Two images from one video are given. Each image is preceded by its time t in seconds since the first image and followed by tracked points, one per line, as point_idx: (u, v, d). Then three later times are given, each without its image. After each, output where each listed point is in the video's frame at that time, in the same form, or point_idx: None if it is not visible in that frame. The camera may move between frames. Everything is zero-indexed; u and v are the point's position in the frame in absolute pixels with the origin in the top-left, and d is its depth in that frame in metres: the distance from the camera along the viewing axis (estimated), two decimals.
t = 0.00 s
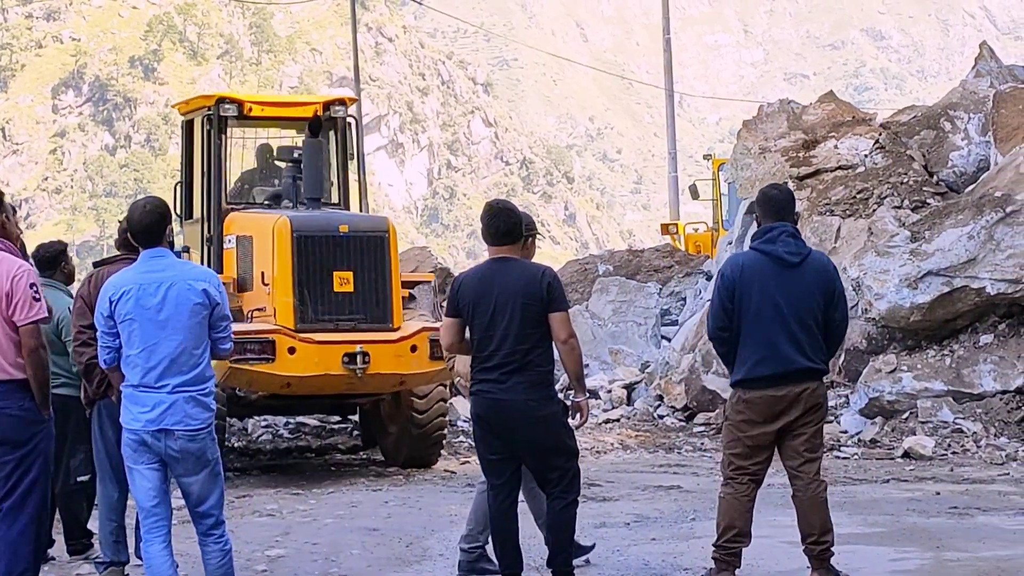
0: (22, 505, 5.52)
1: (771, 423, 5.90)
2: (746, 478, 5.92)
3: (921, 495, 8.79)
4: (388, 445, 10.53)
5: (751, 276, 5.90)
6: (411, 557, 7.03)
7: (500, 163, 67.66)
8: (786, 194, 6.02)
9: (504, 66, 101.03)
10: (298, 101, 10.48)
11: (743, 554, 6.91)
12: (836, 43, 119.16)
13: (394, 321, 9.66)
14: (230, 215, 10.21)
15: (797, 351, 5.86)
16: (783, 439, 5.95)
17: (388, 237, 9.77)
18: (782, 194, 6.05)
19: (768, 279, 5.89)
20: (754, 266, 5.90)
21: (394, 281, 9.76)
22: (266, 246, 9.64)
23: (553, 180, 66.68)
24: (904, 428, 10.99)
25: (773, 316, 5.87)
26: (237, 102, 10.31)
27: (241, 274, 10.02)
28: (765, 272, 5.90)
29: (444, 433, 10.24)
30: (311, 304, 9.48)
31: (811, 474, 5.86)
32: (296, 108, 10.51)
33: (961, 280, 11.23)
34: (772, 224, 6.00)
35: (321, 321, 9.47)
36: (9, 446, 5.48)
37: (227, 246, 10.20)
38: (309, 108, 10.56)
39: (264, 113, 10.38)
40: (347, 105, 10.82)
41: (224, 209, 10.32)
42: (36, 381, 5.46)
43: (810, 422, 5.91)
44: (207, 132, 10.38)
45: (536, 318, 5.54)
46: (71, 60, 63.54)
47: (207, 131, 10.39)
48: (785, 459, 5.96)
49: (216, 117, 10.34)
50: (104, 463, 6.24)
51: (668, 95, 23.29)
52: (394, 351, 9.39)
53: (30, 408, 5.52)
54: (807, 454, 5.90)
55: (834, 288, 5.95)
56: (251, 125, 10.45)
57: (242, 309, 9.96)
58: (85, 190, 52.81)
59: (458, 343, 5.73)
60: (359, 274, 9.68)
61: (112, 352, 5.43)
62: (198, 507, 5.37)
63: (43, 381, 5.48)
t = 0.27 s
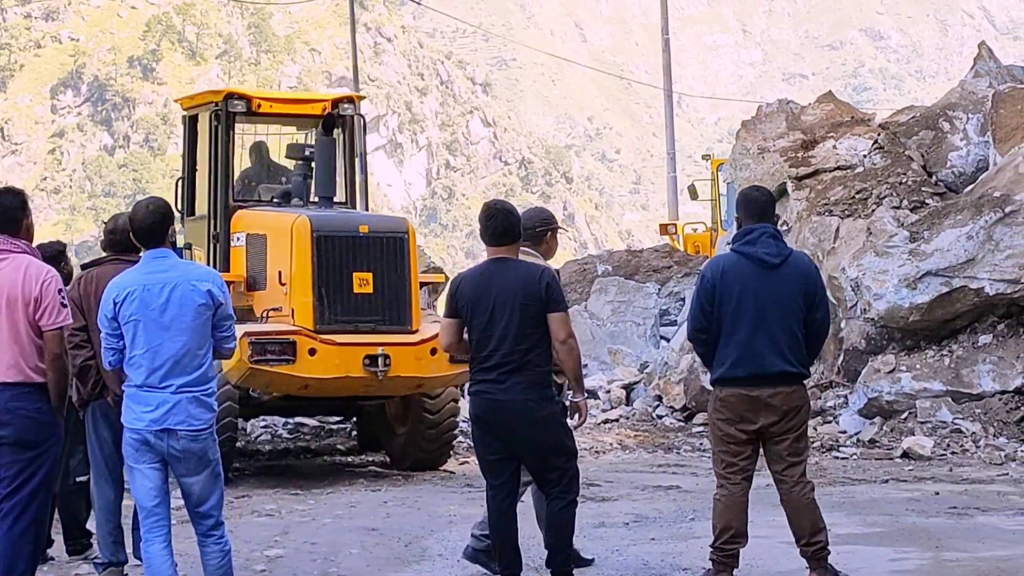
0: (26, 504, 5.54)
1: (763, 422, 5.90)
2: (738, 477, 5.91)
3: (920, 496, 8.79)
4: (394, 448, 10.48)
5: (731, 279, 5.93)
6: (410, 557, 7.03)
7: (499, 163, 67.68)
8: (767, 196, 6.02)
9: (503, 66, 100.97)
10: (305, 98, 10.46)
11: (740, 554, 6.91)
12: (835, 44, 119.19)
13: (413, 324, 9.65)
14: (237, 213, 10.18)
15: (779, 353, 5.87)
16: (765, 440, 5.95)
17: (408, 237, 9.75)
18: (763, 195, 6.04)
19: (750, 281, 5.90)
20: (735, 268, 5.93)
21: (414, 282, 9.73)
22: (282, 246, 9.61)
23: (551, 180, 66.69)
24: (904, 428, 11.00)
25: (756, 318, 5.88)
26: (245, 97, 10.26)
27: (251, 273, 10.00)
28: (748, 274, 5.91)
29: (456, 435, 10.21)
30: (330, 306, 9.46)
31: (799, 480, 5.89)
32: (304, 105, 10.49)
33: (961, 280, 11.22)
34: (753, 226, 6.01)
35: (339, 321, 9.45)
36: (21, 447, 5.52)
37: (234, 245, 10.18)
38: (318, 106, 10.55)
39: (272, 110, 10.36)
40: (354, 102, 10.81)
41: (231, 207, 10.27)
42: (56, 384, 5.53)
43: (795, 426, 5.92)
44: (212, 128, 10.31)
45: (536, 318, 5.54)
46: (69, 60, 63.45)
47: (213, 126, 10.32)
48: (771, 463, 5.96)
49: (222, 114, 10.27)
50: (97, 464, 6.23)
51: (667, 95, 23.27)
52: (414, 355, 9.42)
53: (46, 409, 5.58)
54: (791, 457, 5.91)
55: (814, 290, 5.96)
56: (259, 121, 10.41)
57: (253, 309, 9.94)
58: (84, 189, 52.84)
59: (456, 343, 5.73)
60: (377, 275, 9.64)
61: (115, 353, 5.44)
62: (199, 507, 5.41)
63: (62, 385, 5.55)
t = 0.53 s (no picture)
0: (28, 505, 5.52)
1: (758, 422, 5.89)
2: (733, 477, 5.91)
3: (920, 495, 8.79)
4: (403, 451, 10.49)
5: (720, 282, 5.94)
6: (410, 558, 7.03)
7: (499, 163, 67.76)
8: (756, 196, 6.00)
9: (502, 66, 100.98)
10: (310, 96, 10.40)
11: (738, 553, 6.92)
12: (835, 45, 119.26)
13: (430, 327, 9.64)
14: (243, 214, 10.18)
15: (768, 355, 5.87)
16: (758, 440, 5.94)
17: (424, 240, 9.70)
18: (752, 196, 6.02)
19: (738, 282, 5.91)
20: (722, 271, 5.94)
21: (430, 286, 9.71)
22: (294, 248, 9.58)
23: (551, 180, 66.73)
24: (903, 429, 11.01)
25: (745, 319, 5.89)
26: (248, 97, 10.22)
27: (259, 275, 10.01)
28: (739, 278, 5.92)
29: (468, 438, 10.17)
30: (346, 310, 9.41)
31: (794, 480, 5.89)
32: (308, 104, 10.44)
33: (959, 281, 11.21)
34: (742, 227, 6.01)
35: (356, 326, 9.41)
36: (26, 448, 5.52)
37: (240, 246, 10.18)
38: (323, 104, 10.52)
39: (276, 109, 10.32)
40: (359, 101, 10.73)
41: (235, 208, 10.25)
42: (61, 389, 5.53)
43: (791, 423, 5.91)
44: (216, 127, 10.27)
45: (533, 318, 5.54)
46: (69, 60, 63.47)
47: (217, 125, 10.29)
48: (764, 464, 5.97)
49: (227, 112, 10.22)
50: (92, 465, 6.22)
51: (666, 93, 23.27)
52: (434, 359, 9.40)
53: (51, 412, 5.58)
54: (785, 459, 5.91)
55: (802, 290, 5.94)
56: (264, 121, 10.36)
57: (263, 312, 9.97)
58: (83, 190, 52.96)
59: (454, 343, 5.76)
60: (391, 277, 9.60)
61: (116, 353, 5.45)
62: (200, 508, 5.43)
63: (66, 389, 5.54)
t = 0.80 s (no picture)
0: (33, 504, 5.53)
1: (763, 422, 5.90)
2: (737, 476, 5.91)
3: (922, 496, 8.78)
4: (408, 452, 10.43)
5: (723, 282, 5.94)
6: (411, 557, 7.04)
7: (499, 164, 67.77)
8: (756, 196, 6.01)
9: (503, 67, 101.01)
10: (314, 94, 10.35)
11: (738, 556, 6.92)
12: (835, 45, 119.18)
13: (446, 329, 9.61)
14: (249, 213, 10.12)
15: (771, 356, 5.87)
16: (763, 441, 5.94)
17: (439, 241, 9.73)
18: (752, 197, 6.02)
19: (741, 282, 5.92)
20: (725, 271, 5.95)
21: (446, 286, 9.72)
22: (309, 248, 9.56)
23: (552, 180, 66.75)
24: (904, 429, 11.00)
25: (745, 319, 5.90)
26: (254, 95, 10.17)
27: (268, 276, 9.94)
28: (740, 277, 5.93)
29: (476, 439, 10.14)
30: (361, 311, 9.44)
31: (797, 480, 5.89)
32: (312, 103, 10.38)
33: (960, 281, 11.21)
34: (744, 228, 6.01)
35: (372, 328, 9.42)
36: (32, 447, 5.53)
37: (246, 246, 10.14)
38: (327, 103, 10.45)
39: (282, 107, 10.27)
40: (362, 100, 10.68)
41: (241, 208, 10.20)
42: (61, 388, 5.53)
43: (793, 423, 5.91)
44: (220, 126, 10.21)
45: (532, 318, 5.54)
46: (70, 60, 63.51)
47: (221, 123, 10.22)
48: (769, 462, 5.96)
49: (231, 110, 10.17)
50: (94, 462, 6.24)
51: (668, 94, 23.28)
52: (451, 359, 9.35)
53: (54, 411, 5.58)
54: (788, 458, 5.91)
55: (806, 289, 5.94)
56: (269, 119, 10.30)
57: (272, 313, 9.91)
58: (84, 190, 53.01)
59: (454, 345, 5.74)
60: (409, 278, 9.61)
61: (117, 353, 5.46)
62: (200, 508, 5.44)
63: (66, 389, 5.55)
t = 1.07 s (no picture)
0: (39, 504, 5.54)
1: (774, 421, 5.90)
2: (744, 477, 5.91)
3: (924, 496, 8.79)
4: (420, 452, 10.40)
5: (732, 283, 5.94)
6: (414, 557, 7.05)
7: (502, 164, 67.83)
8: (765, 197, 6.01)
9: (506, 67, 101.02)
10: (326, 90, 10.18)
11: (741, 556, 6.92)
12: (838, 45, 119.17)
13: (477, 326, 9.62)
14: (262, 212, 10.01)
15: (780, 356, 5.88)
16: (770, 441, 5.95)
17: (468, 236, 9.70)
18: (762, 197, 6.04)
19: (751, 283, 5.92)
20: (734, 272, 5.95)
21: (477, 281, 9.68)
22: (335, 245, 9.51)
23: (554, 181, 66.83)
24: (906, 429, 11.00)
25: (753, 320, 5.90)
26: (267, 91, 10.03)
27: (288, 275, 9.85)
28: (748, 277, 5.93)
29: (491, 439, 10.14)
30: (394, 308, 9.38)
31: (803, 479, 5.90)
32: (324, 99, 10.19)
33: (963, 281, 11.22)
34: (751, 228, 6.02)
35: (405, 326, 9.38)
36: (38, 446, 5.54)
37: (260, 246, 10.06)
38: (339, 98, 10.24)
39: (294, 104, 10.12)
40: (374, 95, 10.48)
41: (254, 206, 10.06)
42: (62, 387, 5.55)
43: (801, 425, 5.93)
44: (232, 124, 10.06)
45: (537, 317, 5.55)
46: (73, 60, 63.55)
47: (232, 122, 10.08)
48: (776, 461, 5.97)
49: (243, 106, 10.02)
50: (102, 461, 6.25)
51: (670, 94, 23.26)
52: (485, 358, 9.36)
53: (57, 409, 5.60)
54: (796, 457, 5.92)
55: (814, 289, 5.95)
56: (282, 116, 10.15)
57: (293, 312, 9.86)
58: (87, 190, 52.99)
59: (458, 344, 5.73)
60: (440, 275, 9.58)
61: (120, 353, 5.48)
62: (203, 510, 5.45)
63: (68, 387, 5.56)
